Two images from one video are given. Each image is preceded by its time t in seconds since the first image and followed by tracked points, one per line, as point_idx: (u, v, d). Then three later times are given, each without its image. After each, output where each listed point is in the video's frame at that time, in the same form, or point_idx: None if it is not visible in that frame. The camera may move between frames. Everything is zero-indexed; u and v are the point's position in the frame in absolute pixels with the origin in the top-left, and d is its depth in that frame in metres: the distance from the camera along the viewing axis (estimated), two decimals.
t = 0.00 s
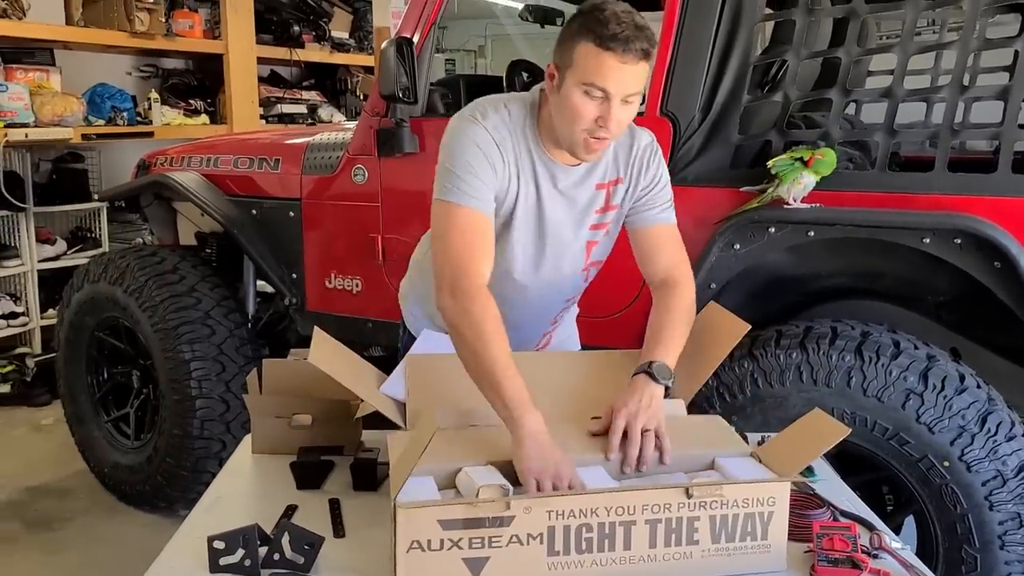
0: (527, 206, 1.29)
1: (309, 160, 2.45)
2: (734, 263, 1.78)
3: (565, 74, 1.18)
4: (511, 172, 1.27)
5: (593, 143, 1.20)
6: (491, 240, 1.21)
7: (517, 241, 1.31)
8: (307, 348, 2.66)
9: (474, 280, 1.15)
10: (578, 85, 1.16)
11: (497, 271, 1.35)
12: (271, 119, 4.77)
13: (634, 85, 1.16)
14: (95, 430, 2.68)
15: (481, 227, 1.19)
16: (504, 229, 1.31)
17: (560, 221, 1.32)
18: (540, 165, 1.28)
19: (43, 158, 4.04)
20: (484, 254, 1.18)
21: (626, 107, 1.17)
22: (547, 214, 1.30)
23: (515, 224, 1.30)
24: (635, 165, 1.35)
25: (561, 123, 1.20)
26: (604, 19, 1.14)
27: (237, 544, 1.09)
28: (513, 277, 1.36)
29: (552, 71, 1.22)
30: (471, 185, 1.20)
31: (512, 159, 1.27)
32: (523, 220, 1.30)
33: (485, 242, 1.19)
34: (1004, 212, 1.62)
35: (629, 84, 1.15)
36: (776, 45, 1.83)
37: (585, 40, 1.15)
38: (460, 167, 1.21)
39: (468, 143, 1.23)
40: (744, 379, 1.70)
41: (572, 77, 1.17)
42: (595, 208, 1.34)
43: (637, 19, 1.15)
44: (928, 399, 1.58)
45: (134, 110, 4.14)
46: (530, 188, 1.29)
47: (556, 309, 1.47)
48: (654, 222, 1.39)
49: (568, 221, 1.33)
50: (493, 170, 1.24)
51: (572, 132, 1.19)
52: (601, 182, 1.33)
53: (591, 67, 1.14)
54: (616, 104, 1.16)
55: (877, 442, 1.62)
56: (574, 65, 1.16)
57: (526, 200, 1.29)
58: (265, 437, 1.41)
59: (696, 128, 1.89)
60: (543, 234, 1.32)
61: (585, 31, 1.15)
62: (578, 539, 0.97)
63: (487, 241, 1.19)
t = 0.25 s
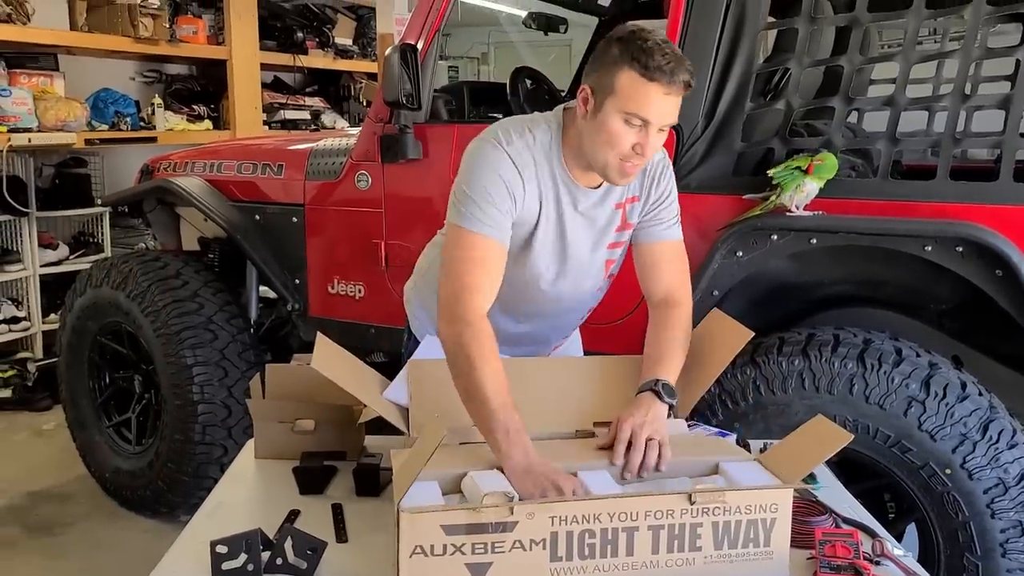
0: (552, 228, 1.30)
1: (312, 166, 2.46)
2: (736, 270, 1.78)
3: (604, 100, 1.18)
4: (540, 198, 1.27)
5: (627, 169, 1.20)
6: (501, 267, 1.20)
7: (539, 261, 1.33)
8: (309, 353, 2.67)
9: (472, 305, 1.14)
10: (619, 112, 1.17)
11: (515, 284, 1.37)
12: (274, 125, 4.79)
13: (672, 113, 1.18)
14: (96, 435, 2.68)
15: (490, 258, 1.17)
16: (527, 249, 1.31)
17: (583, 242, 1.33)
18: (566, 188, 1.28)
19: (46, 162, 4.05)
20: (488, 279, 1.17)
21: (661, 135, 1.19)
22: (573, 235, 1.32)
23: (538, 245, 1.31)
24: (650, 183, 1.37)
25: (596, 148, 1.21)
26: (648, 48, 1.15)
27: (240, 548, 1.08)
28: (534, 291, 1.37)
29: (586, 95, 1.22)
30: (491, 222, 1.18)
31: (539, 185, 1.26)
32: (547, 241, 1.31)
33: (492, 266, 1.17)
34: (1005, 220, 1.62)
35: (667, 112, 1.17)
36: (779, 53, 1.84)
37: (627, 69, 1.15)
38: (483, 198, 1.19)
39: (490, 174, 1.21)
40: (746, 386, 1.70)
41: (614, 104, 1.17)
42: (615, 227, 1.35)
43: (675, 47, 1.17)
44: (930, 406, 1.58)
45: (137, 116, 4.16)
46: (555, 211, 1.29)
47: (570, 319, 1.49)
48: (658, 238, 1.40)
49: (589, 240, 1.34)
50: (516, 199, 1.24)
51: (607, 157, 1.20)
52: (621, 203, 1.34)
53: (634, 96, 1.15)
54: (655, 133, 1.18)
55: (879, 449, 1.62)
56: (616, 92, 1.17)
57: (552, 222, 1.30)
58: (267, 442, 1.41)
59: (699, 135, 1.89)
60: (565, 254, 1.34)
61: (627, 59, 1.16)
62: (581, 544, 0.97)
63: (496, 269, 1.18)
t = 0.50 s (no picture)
0: (551, 230, 1.34)
1: (313, 172, 2.47)
2: (737, 275, 1.79)
3: (609, 104, 1.20)
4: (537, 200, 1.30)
5: (631, 174, 1.22)
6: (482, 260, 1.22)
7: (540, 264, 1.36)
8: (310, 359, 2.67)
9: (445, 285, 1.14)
10: (625, 117, 1.18)
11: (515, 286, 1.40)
12: (275, 130, 4.81)
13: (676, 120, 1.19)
14: (97, 440, 2.69)
15: (475, 253, 1.19)
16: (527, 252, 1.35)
17: (581, 246, 1.36)
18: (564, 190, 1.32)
19: (48, 168, 4.06)
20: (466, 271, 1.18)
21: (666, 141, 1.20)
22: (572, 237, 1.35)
23: (538, 248, 1.34)
24: (650, 192, 1.40)
25: (599, 152, 1.22)
26: (654, 54, 1.17)
27: (242, 552, 1.09)
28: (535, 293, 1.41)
29: (592, 99, 1.24)
30: (483, 219, 1.21)
31: (536, 187, 1.29)
32: (547, 243, 1.35)
33: (472, 259, 1.19)
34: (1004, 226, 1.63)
35: (672, 119, 1.18)
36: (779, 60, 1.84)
37: (632, 76, 1.16)
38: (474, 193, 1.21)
39: (486, 172, 1.24)
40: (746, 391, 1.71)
41: (619, 108, 1.18)
42: (613, 234, 1.38)
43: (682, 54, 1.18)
44: (929, 411, 1.59)
45: (139, 121, 4.17)
46: (553, 212, 1.32)
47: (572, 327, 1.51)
48: (657, 247, 1.43)
49: (588, 245, 1.37)
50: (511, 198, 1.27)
51: (611, 162, 1.21)
52: (621, 210, 1.36)
53: (637, 101, 1.16)
54: (660, 138, 1.19)
55: (879, 454, 1.62)
56: (620, 97, 1.18)
57: (549, 224, 1.33)
58: (268, 446, 1.42)
59: (699, 141, 1.90)
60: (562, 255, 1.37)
61: (634, 65, 1.17)
62: (582, 549, 0.98)
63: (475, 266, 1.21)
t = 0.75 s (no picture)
0: (539, 217, 1.36)
1: (312, 176, 2.47)
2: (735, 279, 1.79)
3: (589, 83, 1.23)
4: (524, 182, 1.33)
5: (611, 152, 1.24)
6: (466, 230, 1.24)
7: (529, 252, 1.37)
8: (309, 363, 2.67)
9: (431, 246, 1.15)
10: (603, 95, 1.20)
11: (505, 278, 1.41)
12: (275, 136, 4.82)
13: (655, 98, 1.21)
14: (95, 445, 2.69)
15: (459, 221, 1.21)
16: (516, 238, 1.37)
17: (569, 237, 1.38)
18: (551, 175, 1.34)
19: (46, 173, 4.06)
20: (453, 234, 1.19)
21: (645, 119, 1.22)
22: (560, 226, 1.37)
23: (526, 233, 1.36)
24: (642, 192, 1.42)
25: (581, 133, 1.25)
26: (630, 32, 1.20)
27: (241, 556, 1.09)
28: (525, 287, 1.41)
29: (574, 82, 1.28)
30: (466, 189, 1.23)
31: (522, 169, 1.33)
32: (534, 229, 1.37)
33: (458, 225, 1.20)
34: (1001, 230, 1.64)
35: (650, 97, 1.20)
36: (776, 65, 1.85)
37: (609, 54, 1.20)
38: (459, 166, 1.24)
39: (473, 148, 1.27)
40: (744, 395, 1.71)
41: (598, 87, 1.21)
42: (602, 227, 1.40)
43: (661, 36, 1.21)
44: (927, 415, 1.59)
45: (138, 126, 4.17)
46: (540, 197, 1.35)
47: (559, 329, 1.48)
48: (651, 250, 1.45)
49: (577, 238, 1.38)
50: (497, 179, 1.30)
51: (591, 142, 1.24)
52: (609, 204, 1.39)
53: (616, 78, 1.19)
54: (637, 115, 1.21)
55: (877, 458, 1.62)
56: (599, 75, 1.21)
57: (537, 211, 1.36)
58: (266, 451, 1.42)
59: (697, 146, 1.91)
60: (550, 244, 1.39)
61: (611, 44, 1.20)
62: (581, 552, 0.98)
63: (463, 233, 1.21)
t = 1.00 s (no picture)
0: (531, 203, 1.37)
1: (311, 182, 2.47)
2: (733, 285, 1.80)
3: (568, 75, 1.22)
4: (514, 167, 1.34)
5: (590, 143, 1.22)
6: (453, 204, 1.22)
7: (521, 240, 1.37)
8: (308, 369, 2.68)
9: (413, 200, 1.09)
10: (579, 86, 1.20)
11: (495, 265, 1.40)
12: (274, 141, 4.83)
13: (633, 89, 1.20)
14: (95, 451, 2.68)
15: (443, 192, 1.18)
16: (507, 225, 1.37)
17: (563, 225, 1.38)
18: (543, 162, 1.35)
19: (46, 179, 4.06)
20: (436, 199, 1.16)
21: (623, 111, 1.21)
22: (553, 213, 1.37)
23: (517, 219, 1.36)
24: (639, 188, 1.43)
25: (563, 125, 1.24)
26: (607, 24, 1.20)
27: (239, 562, 1.09)
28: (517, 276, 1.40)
29: (558, 75, 1.28)
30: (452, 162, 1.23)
31: (513, 153, 1.34)
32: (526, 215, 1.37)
33: (441, 192, 1.18)
34: (998, 235, 1.64)
35: (629, 86, 1.19)
36: (774, 71, 1.86)
37: (588, 45, 1.19)
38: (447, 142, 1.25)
39: (465, 128, 1.28)
40: (743, 400, 1.71)
41: (575, 78, 1.21)
42: (597, 219, 1.40)
43: (641, 30, 1.21)
44: (925, 420, 1.59)
45: (137, 132, 4.18)
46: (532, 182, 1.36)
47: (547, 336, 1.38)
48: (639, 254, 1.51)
49: (570, 226, 1.39)
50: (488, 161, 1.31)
51: (570, 132, 1.23)
52: (605, 196, 1.39)
53: (592, 69, 1.18)
54: (613, 106, 1.20)
55: (876, 463, 1.62)
56: (576, 66, 1.20)
57: (530, 196, 1.37)
58: (265, 456, 1.41)
59: (695, 152, 1.92)
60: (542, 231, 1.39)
61: (589, 37, 1.20)
62: (580, 558, 0.98)
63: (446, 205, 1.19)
